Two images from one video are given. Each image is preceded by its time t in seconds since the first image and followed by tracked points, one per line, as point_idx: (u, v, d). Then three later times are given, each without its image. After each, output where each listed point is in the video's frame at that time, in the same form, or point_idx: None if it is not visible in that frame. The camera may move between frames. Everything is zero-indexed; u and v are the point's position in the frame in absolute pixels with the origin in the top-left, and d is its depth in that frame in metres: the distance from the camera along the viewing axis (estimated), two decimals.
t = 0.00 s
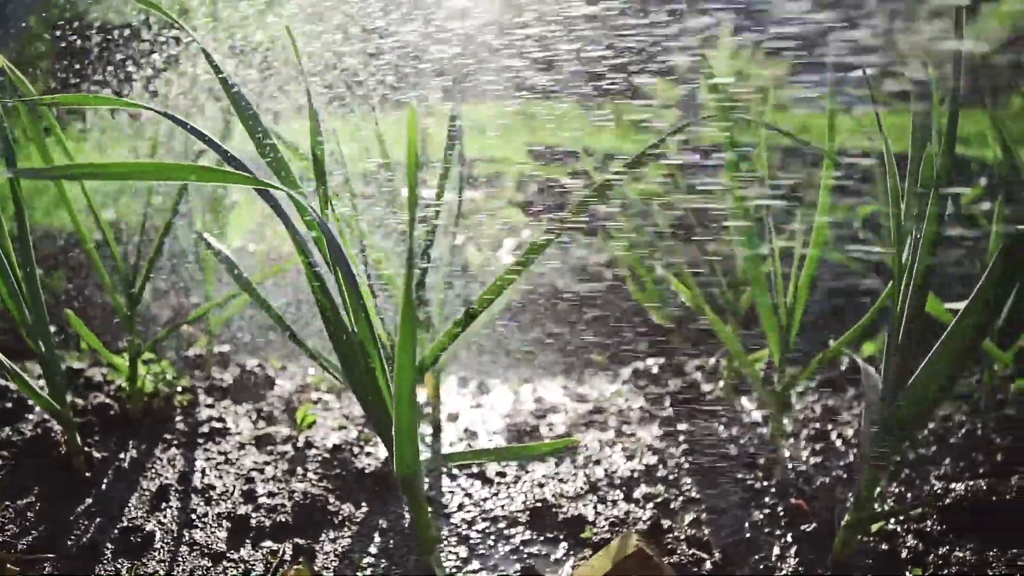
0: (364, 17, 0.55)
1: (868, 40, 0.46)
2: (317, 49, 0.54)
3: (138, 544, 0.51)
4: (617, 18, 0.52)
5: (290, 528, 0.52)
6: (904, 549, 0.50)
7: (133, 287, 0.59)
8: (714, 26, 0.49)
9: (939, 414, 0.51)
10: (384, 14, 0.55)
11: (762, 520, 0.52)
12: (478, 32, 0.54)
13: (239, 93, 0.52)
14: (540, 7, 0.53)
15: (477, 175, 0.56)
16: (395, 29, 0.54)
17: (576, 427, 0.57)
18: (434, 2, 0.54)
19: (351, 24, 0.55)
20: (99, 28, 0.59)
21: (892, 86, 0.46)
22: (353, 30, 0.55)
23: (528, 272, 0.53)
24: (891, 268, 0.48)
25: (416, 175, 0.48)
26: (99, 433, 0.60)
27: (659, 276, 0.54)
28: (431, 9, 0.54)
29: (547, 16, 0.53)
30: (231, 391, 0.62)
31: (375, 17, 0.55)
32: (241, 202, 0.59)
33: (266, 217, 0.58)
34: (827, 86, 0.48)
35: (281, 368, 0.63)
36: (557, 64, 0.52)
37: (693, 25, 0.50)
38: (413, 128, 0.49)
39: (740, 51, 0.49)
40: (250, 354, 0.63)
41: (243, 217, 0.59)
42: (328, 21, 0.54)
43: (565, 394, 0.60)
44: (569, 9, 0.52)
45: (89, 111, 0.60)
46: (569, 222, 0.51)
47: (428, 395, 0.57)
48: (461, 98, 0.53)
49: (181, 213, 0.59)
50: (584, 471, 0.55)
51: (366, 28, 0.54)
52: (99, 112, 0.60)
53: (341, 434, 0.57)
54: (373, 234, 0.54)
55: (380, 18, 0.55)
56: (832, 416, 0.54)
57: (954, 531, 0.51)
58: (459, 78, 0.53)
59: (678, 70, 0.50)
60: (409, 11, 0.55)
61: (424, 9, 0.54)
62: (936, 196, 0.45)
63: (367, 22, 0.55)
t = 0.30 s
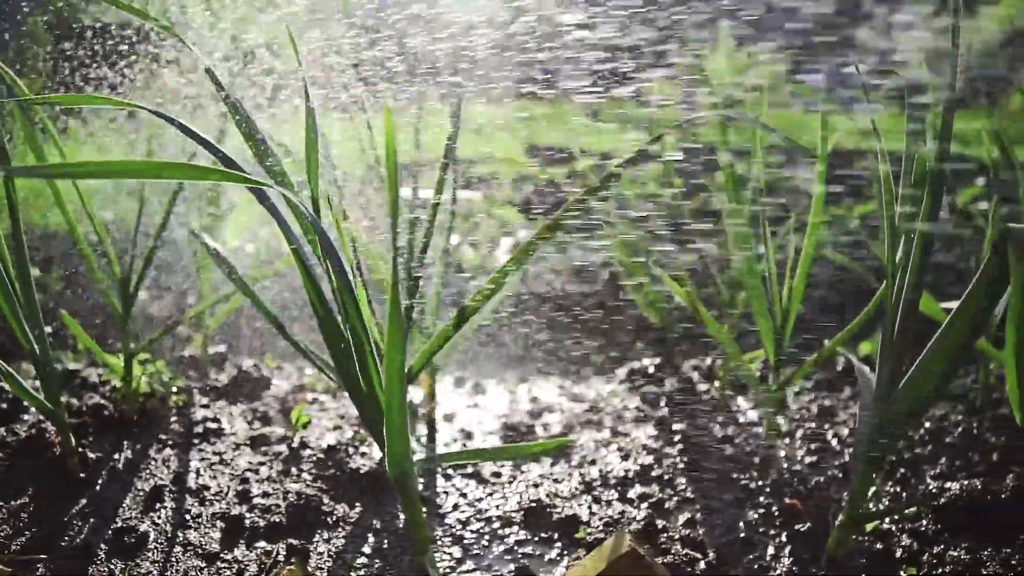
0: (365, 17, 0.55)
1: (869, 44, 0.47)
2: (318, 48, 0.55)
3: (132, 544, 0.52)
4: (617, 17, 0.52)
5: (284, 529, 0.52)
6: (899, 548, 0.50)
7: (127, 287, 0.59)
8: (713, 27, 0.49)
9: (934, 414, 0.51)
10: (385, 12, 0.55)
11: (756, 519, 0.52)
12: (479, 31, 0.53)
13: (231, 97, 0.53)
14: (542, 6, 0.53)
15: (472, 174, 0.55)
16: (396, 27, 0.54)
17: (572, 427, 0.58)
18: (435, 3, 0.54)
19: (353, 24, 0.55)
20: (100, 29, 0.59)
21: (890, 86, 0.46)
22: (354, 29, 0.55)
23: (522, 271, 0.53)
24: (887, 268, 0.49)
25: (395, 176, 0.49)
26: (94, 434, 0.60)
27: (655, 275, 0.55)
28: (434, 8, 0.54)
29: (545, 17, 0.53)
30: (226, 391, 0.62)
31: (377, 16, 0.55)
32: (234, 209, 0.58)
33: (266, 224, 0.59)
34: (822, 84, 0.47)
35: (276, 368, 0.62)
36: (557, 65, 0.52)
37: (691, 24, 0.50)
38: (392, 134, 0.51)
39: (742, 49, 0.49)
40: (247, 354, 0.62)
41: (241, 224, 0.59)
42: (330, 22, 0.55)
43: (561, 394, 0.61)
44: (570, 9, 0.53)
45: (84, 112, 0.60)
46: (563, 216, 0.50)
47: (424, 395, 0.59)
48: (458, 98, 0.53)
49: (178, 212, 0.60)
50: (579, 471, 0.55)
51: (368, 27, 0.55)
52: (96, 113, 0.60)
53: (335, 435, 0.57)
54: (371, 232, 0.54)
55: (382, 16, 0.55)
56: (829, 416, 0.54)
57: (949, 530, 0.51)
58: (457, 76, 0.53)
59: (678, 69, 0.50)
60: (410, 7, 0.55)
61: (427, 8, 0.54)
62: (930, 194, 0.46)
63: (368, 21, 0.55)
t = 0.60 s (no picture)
0: (364, 17, 0.55)
1: (868, 43, 0.47)
2: (316, 49, 0.55)
3: (125, 545, 0.52)
4: (615, 17, 0.52)
5: (277, 529, 0.52)
6: (893, 548, 0.50)
7: (122, 285, 0.59)
8: (710, 27, 0.50)
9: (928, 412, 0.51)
10: (382, 12, 0.55)
11: (750, 519, 0.52)
12: (474, 32, 0.54)
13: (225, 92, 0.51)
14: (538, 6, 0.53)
15: (471, 175, 0.55)
16: (393, 28, 0.55)
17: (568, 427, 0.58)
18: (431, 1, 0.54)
19: (350, 25, 0.55)
20: (95, 29, 0.59)
21: (887, 84, 0.46)
22: (351, 30, 0.55)
23: (516, 270, 0.53)
24: (880, 265, 0.49)
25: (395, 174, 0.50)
26: (88, 435, 0.60)
27: (652, 277, 0.54)
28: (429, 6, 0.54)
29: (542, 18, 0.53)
30: (223, 391, 0.62)
31: (373, 17, 0.55)
32: (231, 208, 0.58)
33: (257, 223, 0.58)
34: (814, 83, 0.48)
35: (271, 369, 0.63)
36: (553, 65, 0.52)
37: (686, 24, 0.50)
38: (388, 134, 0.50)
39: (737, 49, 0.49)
40: (242, 354, 0.62)
41: (235, 223, 0.59)
42: (327, 23, 0.55)
43: (557, 394, 0.60)
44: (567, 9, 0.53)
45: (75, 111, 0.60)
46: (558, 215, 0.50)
47: (419, 395, 0.61)
48: (456, 99, 0.54)
49: (171, 212, 0.60)
50: (573, 471, 0.55)
51: (364, 29, 0.55)
52: (88, 112, 0.60)
53: (331, 435, 0.57)
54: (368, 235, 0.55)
55: (378, 17, 0.55)
56: (824, 415, 0.54)
57: (944, 530, 0.50)
58: (457, 77, 0.54)
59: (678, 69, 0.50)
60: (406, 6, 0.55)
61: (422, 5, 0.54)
62: (924, 194, 0.46)
63: (365, 22, 0.55)
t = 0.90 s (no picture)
0: (363, 19, 0.55)
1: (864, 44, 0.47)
2: (313, 48, 0.55)
3: (118, 545, 0.52)
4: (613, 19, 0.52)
5: (270, 529, 0.52)
6: (887, 548, 0.51)
7: (116, 286, 0.59)
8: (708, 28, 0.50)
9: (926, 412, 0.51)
10: (383, 14, 0.55)
11: (744, 519, 0.52)
12: (474, 33, 0.54)
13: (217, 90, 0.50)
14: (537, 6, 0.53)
15: (468, 174, 0.55)
16: (393, 29, 0.55)
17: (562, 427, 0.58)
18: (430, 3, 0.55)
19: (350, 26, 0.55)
20: (94, 29, 0.59)
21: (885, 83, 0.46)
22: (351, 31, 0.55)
23: (508, 270, 0.53)
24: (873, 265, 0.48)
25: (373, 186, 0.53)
26: (84, 434, 0.61)
27: (647, 278, 0.54)
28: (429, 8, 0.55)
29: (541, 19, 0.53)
30: (217, 392, 0.62)
31: (373, 18, 0.55)
32: (225, 211, 0.59)
33: (252, 226, 0.59)
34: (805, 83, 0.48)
35: (268, 369, 0.63)
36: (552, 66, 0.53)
37: (682, 26, 0.50)
38: (368, 135, 0.53)
39: (733, 50, 0.49)
40: (237, 354, 0.62)
41: (230, 224, 0.59)
42: (326, 23, 0.55)
43: (553, 394, 0.61)
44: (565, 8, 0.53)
45: (70, 112, 0.60)
46: (552, 215, 0.50)
47: (414, 395, 0.59)
48: (454, 99, 0.53)
49: (165, 213, 0.59)
50: (568, 471, 0.55)
51: (364, 29, 0.55)
52: (84, 114, 0.60)
53: (325, 435, 0.57)
54: (361, 234, 0.54)
55: (378, 18, 0.55)
56: (820, 415, 0.54)
57: (938, 530, 0.51)
58: (456, 77, 0.53)
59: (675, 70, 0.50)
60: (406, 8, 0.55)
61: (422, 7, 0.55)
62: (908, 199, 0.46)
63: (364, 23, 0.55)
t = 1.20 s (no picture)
0: (362, 19, 0.55)
1: (864, 41, 0.46)
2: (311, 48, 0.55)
3: (112, 545, 0.52)
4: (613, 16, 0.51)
5: (264, 529, 0.52)
6: (881, 547, 0.51)
7: (112, 286, 0.59)
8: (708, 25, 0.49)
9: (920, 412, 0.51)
10: (382, 13, 0.55)
11: (739, 518, 0.52)
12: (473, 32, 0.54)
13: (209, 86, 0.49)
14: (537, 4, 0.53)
15: (465, 176, 0.55)
16: (391, 29, 0.55)
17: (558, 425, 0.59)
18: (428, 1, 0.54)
19: (349, 25, 0.55)
20: (93, 30, 0.59)
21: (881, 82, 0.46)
22: (350, 31, 0.55)
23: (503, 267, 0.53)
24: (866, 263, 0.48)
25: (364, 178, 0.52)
26: (78, 434, 0.61)
27: (643, 277, 0.54)
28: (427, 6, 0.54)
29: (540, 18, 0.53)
30: (212, 391, 0.63)
31: (372, 17, 0.55)
32: (221, 211, 0.59)
33: (247, 228, 0.59)
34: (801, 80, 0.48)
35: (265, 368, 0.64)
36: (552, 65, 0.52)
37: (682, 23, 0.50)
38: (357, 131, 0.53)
39: (735, 50, 0.49)
40: (232, 354, 0.64)
41: (227, 225, 0.60)
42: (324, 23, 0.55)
43: (549, 394, 0.60)
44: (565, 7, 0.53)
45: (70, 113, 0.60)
46: (546, 216, 0.50)
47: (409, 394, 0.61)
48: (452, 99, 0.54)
49: (161, 212, 0.60)
50: (562, 471, 0.56)
51: (363, 30, 0.55)
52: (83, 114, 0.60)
53: (320, 435, 0.57)
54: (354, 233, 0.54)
55: (376, 17, 0.55)
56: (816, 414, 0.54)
57: (933, 530, 0.51)
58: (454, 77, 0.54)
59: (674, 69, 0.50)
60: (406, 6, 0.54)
61: (421, 4, 0.54)
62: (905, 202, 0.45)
63: (363, 23, 0.55)
